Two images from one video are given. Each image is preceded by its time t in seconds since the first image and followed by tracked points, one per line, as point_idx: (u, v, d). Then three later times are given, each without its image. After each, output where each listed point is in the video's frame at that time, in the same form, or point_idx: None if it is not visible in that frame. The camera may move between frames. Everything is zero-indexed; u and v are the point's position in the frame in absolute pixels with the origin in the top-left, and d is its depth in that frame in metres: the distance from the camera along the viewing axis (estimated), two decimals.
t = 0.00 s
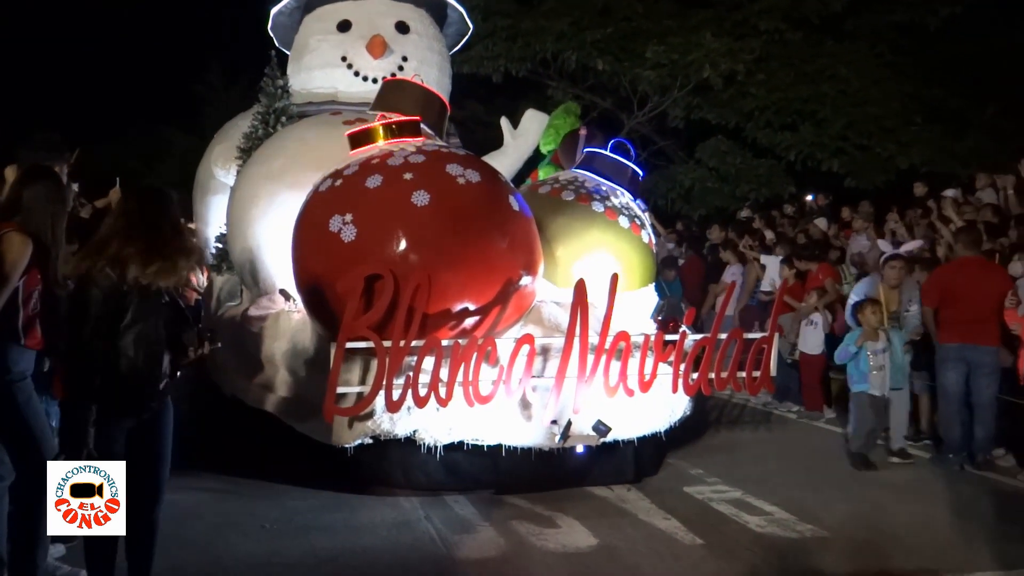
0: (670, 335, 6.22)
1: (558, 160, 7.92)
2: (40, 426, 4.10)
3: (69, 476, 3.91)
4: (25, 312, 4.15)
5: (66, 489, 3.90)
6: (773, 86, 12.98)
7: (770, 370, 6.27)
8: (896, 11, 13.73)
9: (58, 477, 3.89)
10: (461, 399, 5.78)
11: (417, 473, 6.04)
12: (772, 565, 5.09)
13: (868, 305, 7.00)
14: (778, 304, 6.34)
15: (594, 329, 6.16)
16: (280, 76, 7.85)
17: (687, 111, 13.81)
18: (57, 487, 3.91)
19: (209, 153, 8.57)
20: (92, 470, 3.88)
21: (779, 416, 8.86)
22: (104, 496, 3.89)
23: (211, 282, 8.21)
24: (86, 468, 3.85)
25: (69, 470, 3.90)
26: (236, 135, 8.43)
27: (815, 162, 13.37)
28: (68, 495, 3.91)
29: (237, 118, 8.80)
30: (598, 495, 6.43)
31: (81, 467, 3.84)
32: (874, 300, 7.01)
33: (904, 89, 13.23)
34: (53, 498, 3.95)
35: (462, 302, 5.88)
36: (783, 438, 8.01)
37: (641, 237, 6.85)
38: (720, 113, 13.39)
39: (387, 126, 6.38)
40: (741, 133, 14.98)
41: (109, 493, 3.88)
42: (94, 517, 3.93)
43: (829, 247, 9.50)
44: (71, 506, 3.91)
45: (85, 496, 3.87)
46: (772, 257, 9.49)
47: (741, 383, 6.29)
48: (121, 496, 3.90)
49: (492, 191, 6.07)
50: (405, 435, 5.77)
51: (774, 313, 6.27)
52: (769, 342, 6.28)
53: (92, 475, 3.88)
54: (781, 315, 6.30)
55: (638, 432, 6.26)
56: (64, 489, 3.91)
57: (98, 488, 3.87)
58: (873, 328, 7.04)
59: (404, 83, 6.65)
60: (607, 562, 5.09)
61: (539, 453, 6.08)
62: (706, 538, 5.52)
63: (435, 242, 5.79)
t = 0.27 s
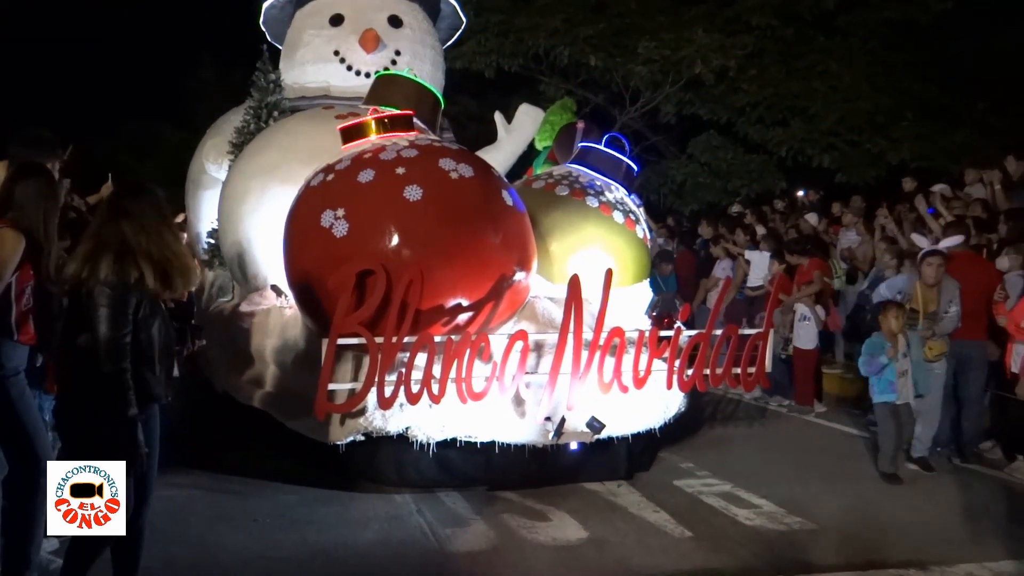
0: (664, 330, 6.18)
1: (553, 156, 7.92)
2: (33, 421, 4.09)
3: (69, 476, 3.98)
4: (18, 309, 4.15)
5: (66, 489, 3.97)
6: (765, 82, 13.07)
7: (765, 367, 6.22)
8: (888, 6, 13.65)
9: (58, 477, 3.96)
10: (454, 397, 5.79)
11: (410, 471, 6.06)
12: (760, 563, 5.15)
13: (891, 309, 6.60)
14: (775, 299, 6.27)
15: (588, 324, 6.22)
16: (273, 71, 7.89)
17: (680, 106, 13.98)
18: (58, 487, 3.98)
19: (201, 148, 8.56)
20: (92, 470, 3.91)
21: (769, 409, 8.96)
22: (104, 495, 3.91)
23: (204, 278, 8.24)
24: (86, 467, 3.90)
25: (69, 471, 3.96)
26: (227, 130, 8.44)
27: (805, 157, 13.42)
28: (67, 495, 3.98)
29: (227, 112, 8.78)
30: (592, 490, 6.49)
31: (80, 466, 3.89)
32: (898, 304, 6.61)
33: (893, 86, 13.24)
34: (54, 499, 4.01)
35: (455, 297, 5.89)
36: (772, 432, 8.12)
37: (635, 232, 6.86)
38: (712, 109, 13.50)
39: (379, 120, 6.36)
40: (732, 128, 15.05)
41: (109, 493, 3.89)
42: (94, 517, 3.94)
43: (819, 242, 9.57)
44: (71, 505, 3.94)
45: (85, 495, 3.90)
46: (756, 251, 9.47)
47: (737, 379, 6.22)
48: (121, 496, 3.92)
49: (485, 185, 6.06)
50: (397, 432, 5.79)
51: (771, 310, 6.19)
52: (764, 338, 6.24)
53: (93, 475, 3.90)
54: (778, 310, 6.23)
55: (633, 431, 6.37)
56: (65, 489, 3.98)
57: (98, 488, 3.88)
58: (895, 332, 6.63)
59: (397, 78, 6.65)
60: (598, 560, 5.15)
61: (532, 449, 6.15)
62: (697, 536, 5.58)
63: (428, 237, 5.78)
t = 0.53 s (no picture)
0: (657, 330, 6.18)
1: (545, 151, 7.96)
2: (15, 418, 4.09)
3: (69, 477, 3.95)
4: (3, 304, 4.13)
5: (67, 489, 3.94)
6: (756, 79, 13.18)
7: (759, 365, 6.22)
8: (880, 5, 13.73)
9: (58, 476, 3.93)
10: (444, 396, 5.78)
11: (400, 471, 6.12)
12: (748, 559, 5.22)
13: (913, 317, 6.19)
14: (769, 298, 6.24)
15: (579, 323, 6.21)
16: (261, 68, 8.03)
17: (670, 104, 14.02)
18: (57, 487, 3.94)
19: (192, 144, 8.51)
20: (92, 470, 3.96)
21: (760, 406, 9.00)
22: (105, 496, 3.99)
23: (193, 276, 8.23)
24: (86, 467, 3.94)
25: (69, 470, 3.95)
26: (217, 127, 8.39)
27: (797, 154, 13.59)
28: (68, 495, 3.94)
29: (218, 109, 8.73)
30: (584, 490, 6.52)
31: (81, 467, 3.92)
32: (921, 312, 6.21)
33: (884, 84, 13.40)
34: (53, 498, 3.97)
35: (444, 296, 5.86)
36: (762, 429, 8.19)
37: (628, 230, 6.88)
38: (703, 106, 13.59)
39: (369, 116, 6.33)
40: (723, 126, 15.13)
41: (110, 492, 3.99)
42: (95, 516, 4.01)
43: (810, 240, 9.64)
44: (71, 505, 3.96)
45: (85, 495, 3.94)
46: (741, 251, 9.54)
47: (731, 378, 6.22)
48: (121, 495, 4.02)
49: (475, 183, 6.04)
50: (386, 432, 5.79)
51: (764, 311, 6.18)
52: (757, 338, 6.23)
53: (92, 475, 3.96)
54: (772, 310, 6.24)
55: (623, 430, 6.32)
56: (65, 489, 3.95)
57: (98, 489, 3.96)
58: (918, 340, 6.24)
59: (389, 73, 6.60)
60: (587, 557, 5.21)
61: (523, 449, 6.15)
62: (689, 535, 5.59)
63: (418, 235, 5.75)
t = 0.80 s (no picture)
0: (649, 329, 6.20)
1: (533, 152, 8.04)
2: None
3: (69, 477, 3.87)
4: None
5: (66, 489, 3.86)
6: (746, 79, 13.47)
7: (751, 365, 6.24)
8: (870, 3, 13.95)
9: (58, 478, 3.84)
10: (433, 398, 5.77)
11: (389, 473, 6.11)
12: (733, 555, 5.36)
13: (938, 319, 5.75)
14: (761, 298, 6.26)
15: (570, 322, 6.23)
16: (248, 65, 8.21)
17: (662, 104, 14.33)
18: (57, 487, 3.83)
19: (181, 145, 8.49)
20: (93, 470, 3.92)
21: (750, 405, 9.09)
22: (105, 496, 4.04)
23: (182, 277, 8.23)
24: (88, 468, 3.88)
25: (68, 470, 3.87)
26: (205, 127, 8.38)
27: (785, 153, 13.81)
28: (68, 495, 3.86)
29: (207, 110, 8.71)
30: (573, 492, 6.57)
31: (84, 467, 3.85)
32: (946, 314, 5.77)
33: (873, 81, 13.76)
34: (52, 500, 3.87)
35: (432, 297, 5.81)
36: (752, 426, 8.29)
37: (619, 229, 6.89)
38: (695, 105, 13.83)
39: (355, 115, 6.29)
40: (713, 125, 15.29)
41: (110, 492, 4.02)
42: (96, 517, 4.06)
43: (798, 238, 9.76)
44: (71, 506, 3.91)
45: (86, 496, 3.93)
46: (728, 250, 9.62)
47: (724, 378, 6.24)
48: (122, 496, 4.07)
49: (463, 182, 5.98)
50: (374, 435, 5.79)
51: (756, 310, 6.21)
52: (750, 337, 6.25)
53: (92, 476, 3.92)
54: (764, 309, 6.26)
55: (616, 431, 6.36)
56: (64, 490, 3.86)
57: (99, 488, 3.96)
58: (942, 345, 5.79)
59: (377, 73, 6.59)
60: (572, 555, 5.33)
61: (514, 451, 6.15)
62: (680, 538, 5.63)
63: (405, 235, 5.69)
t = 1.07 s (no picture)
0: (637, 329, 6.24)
1: (523, 152, 7.91)
2: None
3: (69, 477, 4.90)
4: None
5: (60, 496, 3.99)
6: (734, 80, 13.67)
7: (740, 365, 6.27)
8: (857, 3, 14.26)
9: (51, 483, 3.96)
10: (419, 401, 5.71)
11: (377, 477, 6.16)
12: (713, 552, 5.47)
13: (950, 319, 5.53)
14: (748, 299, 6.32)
15: (557, 323, 6.24)
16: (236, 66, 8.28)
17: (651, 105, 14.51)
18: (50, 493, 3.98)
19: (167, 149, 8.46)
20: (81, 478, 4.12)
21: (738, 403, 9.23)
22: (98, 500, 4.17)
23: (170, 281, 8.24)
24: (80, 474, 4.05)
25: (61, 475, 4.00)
26: (191, 131, 8.36)
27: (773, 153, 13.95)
28: (67, 494, 4.90)
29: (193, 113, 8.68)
30: (562, 495, 6.61)
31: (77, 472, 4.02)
32: (959, 313, 5.54)
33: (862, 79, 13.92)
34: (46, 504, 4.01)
35: (417, 299, 5.70)
36: (739, 423, 8.45)
37: (607, 229, 6.91)
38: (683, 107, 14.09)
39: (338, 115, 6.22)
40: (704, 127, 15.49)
41: (110, 492, 5.01)
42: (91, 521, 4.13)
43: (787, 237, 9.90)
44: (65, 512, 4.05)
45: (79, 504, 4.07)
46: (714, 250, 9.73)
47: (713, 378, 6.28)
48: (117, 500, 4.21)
49: (449, 182, 5.87)
50: (360, 439, 5.76)
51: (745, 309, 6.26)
52: (738, 337, 6.30)
53: (94, 476, 4.96)
54: (752, 309, 6.31)
55: (604, 432, 6.27)
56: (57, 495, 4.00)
57: (99, 488, 4.98)
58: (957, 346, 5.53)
59: (363, 73, 6.54)
60: (554, 553, 5.45)
61: (502, 456, 6.17)
62: (664, 539, 5.69)
63: (389, 236, 5.58)
